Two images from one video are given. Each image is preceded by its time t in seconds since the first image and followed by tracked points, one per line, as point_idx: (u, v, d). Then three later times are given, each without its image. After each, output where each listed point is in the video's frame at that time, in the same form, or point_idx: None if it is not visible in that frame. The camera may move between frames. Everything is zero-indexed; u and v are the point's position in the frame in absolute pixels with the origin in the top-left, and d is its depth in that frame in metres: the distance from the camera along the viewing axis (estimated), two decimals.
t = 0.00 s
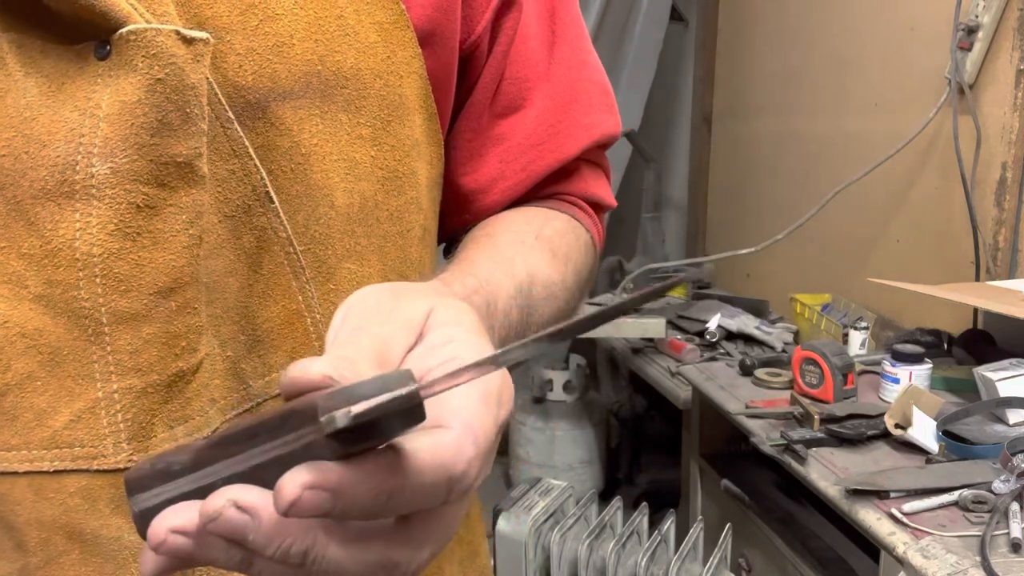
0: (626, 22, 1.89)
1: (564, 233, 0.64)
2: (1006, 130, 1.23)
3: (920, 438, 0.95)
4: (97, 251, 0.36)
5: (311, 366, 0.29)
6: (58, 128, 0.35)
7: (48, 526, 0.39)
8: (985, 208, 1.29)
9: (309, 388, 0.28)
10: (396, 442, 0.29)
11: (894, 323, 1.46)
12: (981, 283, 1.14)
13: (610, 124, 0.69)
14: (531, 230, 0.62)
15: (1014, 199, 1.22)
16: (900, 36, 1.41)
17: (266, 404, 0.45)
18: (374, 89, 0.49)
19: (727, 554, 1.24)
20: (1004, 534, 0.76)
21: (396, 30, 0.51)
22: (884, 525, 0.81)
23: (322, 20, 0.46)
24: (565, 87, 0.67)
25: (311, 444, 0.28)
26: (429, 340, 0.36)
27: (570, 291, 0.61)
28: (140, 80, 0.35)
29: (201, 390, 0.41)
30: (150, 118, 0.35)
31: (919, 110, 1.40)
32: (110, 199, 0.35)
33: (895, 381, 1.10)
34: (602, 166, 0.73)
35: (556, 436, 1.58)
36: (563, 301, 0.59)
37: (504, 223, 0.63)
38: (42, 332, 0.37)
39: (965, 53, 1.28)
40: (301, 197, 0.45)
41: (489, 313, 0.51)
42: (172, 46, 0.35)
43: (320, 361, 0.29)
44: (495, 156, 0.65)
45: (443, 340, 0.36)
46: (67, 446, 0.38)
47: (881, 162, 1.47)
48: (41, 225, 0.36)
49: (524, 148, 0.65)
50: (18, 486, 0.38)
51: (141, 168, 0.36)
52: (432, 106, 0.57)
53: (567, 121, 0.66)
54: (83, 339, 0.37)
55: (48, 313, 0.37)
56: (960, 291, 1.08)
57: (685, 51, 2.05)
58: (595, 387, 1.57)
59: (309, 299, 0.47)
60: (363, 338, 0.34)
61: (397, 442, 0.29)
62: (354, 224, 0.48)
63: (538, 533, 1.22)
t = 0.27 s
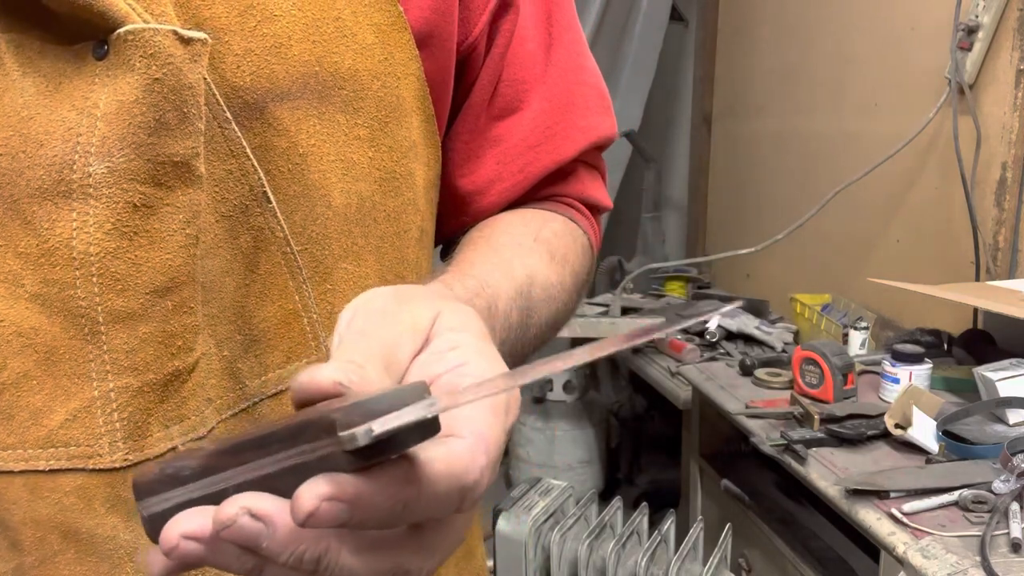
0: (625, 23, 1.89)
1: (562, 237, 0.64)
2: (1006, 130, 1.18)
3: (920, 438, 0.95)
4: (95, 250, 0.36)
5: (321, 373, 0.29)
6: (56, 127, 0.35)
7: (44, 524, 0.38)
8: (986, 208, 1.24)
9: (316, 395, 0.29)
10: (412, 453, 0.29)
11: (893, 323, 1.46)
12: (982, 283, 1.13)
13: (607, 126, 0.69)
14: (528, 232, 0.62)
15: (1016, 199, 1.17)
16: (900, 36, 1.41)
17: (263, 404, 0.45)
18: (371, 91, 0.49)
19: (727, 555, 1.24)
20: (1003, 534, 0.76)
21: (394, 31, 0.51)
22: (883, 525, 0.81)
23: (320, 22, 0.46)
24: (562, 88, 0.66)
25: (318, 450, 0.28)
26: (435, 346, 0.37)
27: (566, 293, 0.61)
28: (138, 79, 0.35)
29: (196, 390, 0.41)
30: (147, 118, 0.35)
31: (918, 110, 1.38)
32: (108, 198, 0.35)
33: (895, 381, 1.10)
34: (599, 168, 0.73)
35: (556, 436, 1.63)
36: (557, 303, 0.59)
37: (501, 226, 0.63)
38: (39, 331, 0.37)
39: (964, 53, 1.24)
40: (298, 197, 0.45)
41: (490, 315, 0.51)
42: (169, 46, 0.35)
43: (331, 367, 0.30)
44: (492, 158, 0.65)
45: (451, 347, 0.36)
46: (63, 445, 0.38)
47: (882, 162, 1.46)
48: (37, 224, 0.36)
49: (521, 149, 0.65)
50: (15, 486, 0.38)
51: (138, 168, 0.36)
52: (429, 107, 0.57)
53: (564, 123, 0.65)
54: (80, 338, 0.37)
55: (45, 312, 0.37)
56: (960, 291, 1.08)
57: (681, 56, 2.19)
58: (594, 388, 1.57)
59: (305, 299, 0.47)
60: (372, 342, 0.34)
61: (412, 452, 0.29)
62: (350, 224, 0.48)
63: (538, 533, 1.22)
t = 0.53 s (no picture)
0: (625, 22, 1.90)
1: (559, 240, 0.64)
2: (1006, 130, 1.17)
3: (919, 438, 0.95)
4: (89, 245, 0.36)
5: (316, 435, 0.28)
6: (49, 123, 0.36)
7: (40, 523, 0.39)
8: (986, 208, 1.23)
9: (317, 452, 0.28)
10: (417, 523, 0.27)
11: (894, 323, 1.46)
12: (982, 283, 1.13)
13: (604, 123, 0.69)
14: (525, 238, 0.62)
15: (1015, 199, 1.17)
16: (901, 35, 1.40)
17: (259, 402, 0.45)
18: (367, 87, 0.49)
19: (726, 554, 1.24)
20: (1004, 533, 0.76)
21: (390, 28, 0.51)
22: (884, 525, 0.81)
23: (315, 18, 0.46)
24: (559, 86, 0.66)
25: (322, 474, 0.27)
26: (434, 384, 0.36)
27: (561, 301, 0.61)
28: (131, 74, 0.35)
29: (192, 388, 0.41)
30: (140, 113, 0.35)
31: (919, 110, 1.38)
32: (102, 193, 0.36)
33: (895, 381, 1.10)
34: (597, 167, 0.73)
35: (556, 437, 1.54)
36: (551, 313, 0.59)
37: (498, 230, 0.62)
38: (33, 328, 0.37)
39: (965, 53, 1.24)
40: (293, 193, 0.45)
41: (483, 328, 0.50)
42: (163, 42, 0.35)
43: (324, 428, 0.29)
44: (489, 156, 0.65)
45: (451, 386, 0.36)
46: (58, 441, 0.38)
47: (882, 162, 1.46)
48: (31, 220, 0.36)
49: (518, 147, 0.65)
50: (10, 483, 0.38)
51: (132, 163, 0.36)
52: (426, 105, 0.57)
53: (561, 121, 0.65)
54: (74, 334, 0.37)
55: (39, 309, 0.37)
56: (960, 291, 1.08)
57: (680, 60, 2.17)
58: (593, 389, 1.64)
59: (302, 296, 0.47)
60: (369, 380, 0.34)
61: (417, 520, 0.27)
62: (346, 221, 0.48)
63: (538, 533, 1.22)
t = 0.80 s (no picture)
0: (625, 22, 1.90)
1: (550, 236, 0.64)
2: (1006, 130, 1.18)
3: (919, 438, 0.96)
4: (115, 237, 0.35)
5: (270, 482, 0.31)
6: (74, 114, 0.34)
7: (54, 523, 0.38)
8: (985, 208, 1.24)
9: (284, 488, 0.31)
10: None
11: (893, 323, 1.46)
12: (982, 283, 1.14)
13: (602, 117, 0.69)
14: (515, 231, 0.62)
15: (1015, 199, 1.17)
16: (899, 35, 1.41)
17: (264, 396, 0.46)
18: (365, 83, 0.49)
19: (726, 554, 1.25)
20: (1003, 533, 0.77)
21: (388, 23, 0.52)
22: (884, 525, 0.81)
23: (316, 14, 0.46)
24: (555, 80, 0.67)
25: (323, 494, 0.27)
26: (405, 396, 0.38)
27: (546, 296, 0.61)
28: (161, 67, 0.35)
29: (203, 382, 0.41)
30: (169, 105, 0.35)
31: (918, 110, 1.38)
32: (128, 184, 0.35)
33: (895, 381, 1.10)
34: (597, 162, 0.73)
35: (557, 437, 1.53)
36: (536, 307, 0.59)
37: (489, 225, 0.63)
38: (56, 321, 0.35)
39: (965, 53, 1.24)
40: (295, 187, 0.46)
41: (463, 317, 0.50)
42: (192, 37, 0.35)
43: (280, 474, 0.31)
44: (484, 151, 0.66)
45: (422, 396, 0.37)
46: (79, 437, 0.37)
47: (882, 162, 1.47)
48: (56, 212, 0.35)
49: (514, 142, 0.66)
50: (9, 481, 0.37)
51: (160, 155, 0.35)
52: (425, 100, 0.58)
53: (556, 115, 0.66)
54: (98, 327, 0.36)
55: (63, 301, 0.35)
56: (960, 291, 1.09)
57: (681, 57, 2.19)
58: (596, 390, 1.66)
59: (304, 290, 0.47)
60: (332, 406, 0.34)
61: None
62: (348, 215, 0.49)
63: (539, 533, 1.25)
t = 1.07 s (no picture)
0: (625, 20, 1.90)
1: (574, 224, 0.67)
2: (1006, 130, 1.18)
3: (920, 438, 0.96)
4: (130, 236, 0.36)
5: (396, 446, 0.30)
6: (86, 115, 0.34)
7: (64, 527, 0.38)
8: (986, 208, 1.24)
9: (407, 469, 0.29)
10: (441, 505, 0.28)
11: (894, 323, 1.47)
12: (982, 283, 1.14)
13: (603, 115, 0.70)
14: (546, 220, 0.65)
15: (1015, 199, 1.17)
16: (900, 36, 1.41)
17: (278, 395, 0.46)
18: (374, 82, 0.50)
19: (726, 554, 1.25)
20: (1004, 534, 0.77)
21: (395, 24, 0.52)
22: (884, 525, 0.82)
23: (323, 14, 0.46)
24: (559, 78, 0.67)
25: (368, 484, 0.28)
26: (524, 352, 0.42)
27: (581, 278, 0.64)
28: (171, 66, 0.35)
29: (219, 381, 0.41)
30: (181, 104, 0.36)
31: (919, 109, 1.38)
32: (142, 183, 0.35)
33: (895, 381, 1.11)
34: (598, 158, 0.74)
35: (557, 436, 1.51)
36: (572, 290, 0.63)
37: (520, 215, 0.65)
38: (73, 321, 0.35)
39: (965, 53, 1.25)
40: (305, 187, 0.46)
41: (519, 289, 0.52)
42: (201, 34, 0.36)
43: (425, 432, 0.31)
44: (491, 148, 0.66)
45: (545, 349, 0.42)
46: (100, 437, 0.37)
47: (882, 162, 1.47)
48: (70, 212, 0.35)
49: (521, 139, 0.66)
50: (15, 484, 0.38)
51: (171, 154, 0.36)
52: (431, 100, 0.58)
53: (562, 112, 0.67)
54: (115, 327, 0.36)
55: (79, 302, 0.35)
56: (960, 291, 1.09)
57: (683, 55, 2.20)
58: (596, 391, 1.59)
59: (317, 290, 0.48)
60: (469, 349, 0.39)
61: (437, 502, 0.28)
62: (358, 214, 0.49)
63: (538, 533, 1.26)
